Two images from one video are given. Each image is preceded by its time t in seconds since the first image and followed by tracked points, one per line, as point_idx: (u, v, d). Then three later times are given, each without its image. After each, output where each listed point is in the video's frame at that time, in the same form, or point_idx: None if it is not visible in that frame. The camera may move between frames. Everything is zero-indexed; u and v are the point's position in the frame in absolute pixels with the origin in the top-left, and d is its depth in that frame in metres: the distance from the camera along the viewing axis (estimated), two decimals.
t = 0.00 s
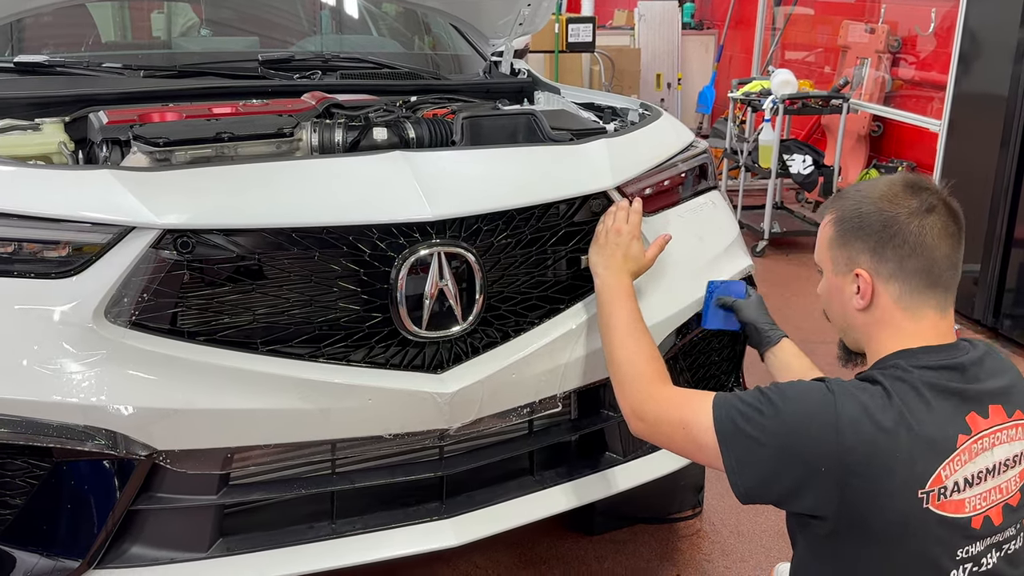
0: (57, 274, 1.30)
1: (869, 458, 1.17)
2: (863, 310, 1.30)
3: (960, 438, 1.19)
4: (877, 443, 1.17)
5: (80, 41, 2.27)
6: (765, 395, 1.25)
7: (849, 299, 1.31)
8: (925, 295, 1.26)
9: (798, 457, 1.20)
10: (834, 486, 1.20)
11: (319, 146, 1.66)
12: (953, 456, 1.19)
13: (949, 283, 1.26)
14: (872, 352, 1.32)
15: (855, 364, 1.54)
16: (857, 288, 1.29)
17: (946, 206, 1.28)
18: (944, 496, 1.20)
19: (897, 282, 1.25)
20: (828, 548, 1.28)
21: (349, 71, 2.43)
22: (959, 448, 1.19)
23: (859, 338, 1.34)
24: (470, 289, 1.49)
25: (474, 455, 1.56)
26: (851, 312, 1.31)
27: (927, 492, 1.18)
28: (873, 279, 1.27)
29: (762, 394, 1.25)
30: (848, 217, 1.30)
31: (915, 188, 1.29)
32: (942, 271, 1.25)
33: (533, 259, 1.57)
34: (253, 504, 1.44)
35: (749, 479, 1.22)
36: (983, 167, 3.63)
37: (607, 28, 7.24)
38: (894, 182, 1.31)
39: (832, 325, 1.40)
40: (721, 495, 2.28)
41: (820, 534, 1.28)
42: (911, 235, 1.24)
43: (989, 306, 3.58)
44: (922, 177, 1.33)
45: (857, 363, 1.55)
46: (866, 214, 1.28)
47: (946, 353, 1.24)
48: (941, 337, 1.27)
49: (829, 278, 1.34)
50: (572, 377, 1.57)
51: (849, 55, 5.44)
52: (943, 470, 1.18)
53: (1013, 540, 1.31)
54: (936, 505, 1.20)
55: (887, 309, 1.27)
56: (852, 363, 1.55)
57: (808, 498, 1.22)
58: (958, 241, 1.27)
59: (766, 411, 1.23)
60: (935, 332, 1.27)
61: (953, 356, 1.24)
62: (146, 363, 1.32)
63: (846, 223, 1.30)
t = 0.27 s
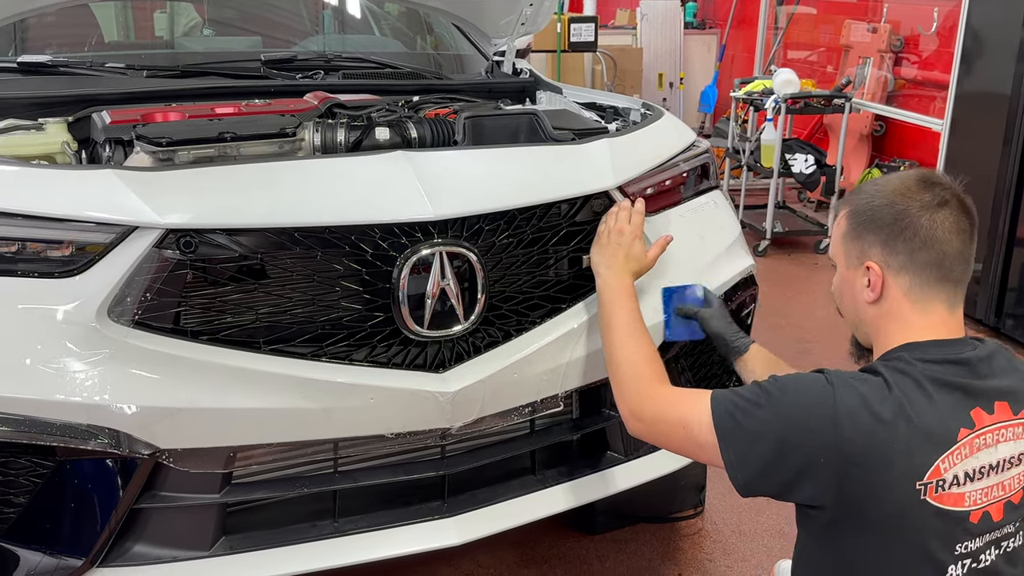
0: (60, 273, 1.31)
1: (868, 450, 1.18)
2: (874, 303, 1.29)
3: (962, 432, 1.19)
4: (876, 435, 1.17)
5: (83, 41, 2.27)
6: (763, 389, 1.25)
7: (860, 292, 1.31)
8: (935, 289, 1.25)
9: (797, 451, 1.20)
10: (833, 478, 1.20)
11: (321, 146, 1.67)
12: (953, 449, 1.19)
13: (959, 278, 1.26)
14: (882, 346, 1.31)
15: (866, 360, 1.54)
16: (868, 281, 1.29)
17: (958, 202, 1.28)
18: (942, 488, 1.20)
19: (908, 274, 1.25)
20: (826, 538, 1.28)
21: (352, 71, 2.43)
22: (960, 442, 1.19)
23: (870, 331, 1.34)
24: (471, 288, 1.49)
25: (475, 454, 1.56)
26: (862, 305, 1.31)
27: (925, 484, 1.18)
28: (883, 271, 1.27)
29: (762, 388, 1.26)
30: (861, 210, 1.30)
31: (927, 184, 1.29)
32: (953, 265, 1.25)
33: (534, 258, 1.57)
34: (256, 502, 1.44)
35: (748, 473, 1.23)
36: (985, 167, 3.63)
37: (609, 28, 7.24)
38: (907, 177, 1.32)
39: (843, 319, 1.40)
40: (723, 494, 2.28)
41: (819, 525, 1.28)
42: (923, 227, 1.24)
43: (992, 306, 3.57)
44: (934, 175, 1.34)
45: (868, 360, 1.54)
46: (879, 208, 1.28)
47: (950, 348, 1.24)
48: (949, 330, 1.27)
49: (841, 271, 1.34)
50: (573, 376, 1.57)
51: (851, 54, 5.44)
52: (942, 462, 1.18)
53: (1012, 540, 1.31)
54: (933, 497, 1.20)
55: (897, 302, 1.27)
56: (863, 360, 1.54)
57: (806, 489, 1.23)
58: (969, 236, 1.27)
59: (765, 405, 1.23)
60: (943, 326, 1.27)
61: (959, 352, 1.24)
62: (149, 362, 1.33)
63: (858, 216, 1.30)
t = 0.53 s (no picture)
0: (62, 272, 1.31)
1: (864, 450, 1.17)
2: (878, 303, 1.29)
3: (959, 435, 1.19)
4: (873, 435, 1.17)
5: (85, 41, 2.27)
6: (762, 387, 1.25)
7: (863, 292, 1.31)
8: (939, 287, 1.25)
9: (793, 449, 1.20)
10: (829, 477, 1.20)
11: (323, 146, 1.66)
12: (949, 451, 1.19)
13: (962, 276, 1.26)
14: (885, 346, 1.31)
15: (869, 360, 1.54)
16: (871, 280, 1.29)
17: (960, 200, 1.28)
18: (939, 491, 1.20)
19: (911, 273, 1.25)
20: (823, 537, 1.28)
21: (354, 71, 2.43)
22: (957, 444, 1.19)
23: (872, 332, 1.34)
24: (473, 288, 1.49)
25: (476, 453, 1.56)
26: (865, 305, 1.31)
27: (920, 485, 1.18)
28: (887, 270, 1.27)
29: (761, 387, 1.25)
30: (863, 210, 1.30)
31: (929, 182, 1.29)
32: (956, 263, 1.25)
33: (536, 258, 1.58)
34: (258, 501, 1.45)
35: (744, 471, 1.23)
36: (988, 167, 3.63)
37: (611, 27, 7.25)
38: (908, 176, 1.32)
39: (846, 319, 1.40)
40: (724, 494, 2.28)
41: (816, 523, 1.28)
42: (925, 226, 1.24)
43: (994, 306, 3.57)
44: (936, 172, 1.34)
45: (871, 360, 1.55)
46: (880, 207, 1.28)
47: (950, 348, 1.24)
48: (951, 331, 1.27)
49: (844, 271, 1.34)
50: (575, 376, 1.57)
51: (854, 54, 5.43)
52: (937, 464, 1.18)
53: (1011, 541, 1.31)
54: (929, 500, 1.19)
55: (901, 301, 1.27)
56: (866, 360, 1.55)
57: (802, 488, 1.23)
58: (972, 233, 1.27)
59: (762, 403, 1.23)
60: (946, 326, 1.27)
61: (959, 352, 1.23)
62: (151, 361, 1.33)
63: (860, 216, 1.30)
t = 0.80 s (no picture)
0: (49, 270, 1.27)
1: (877, 455, 1.12)
2: (883, 302, 1.24)
3: (975, 438, 1.14)
4: (885, 439, 1.12)
5: (73, 31, 2.24)
6: (770, 390, 1.20)
7: (868, 291, 1.26)
8: (945, 285, 1.20)
9: (804, 455, 1.15)
10: (840, 483, 1.15)
11: (318, 139, 1.63)
12: (964, 455, 1.14)
13: (970, 274, 1.20)
14: (891, 347, 1.25)
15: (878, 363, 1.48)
16: (875, 279, 1.24)
17: (968, 195, 1.22)
18: (953, 496, 1.15)
19: (915, 271, 1.20)
20: (834, 546, 1.23)
21: (350, 62, 2.39)
22: (971, 447, 1.14)
23: (879, 333, 1.28)
24: (473, 286, 1.45)
25: (476, 457, 1.52)
26: (870, 305, 1.26)
27: (935, 490, 1.13)
28: (891, 268, 1.21)
29: (768, 389, 1.20)
30: (865, 207, 1.26)
31: (935, 177, 1.24)
32: (963, 260, 1.19)
33: (538, 255, 1.53)
34: (251, 506, 1.40)
35: (752, 478, 1.18)
36: (1006, 161, 3.56)
37: (617, 20, 7.18)
38: (914, 172, 1.27)
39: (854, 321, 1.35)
40: (732, 499, 2.23)
41: (827, 531, 1.23)
42: (929, 221, 1.19)
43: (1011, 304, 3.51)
44: (945, 168, 1.28)
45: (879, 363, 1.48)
46: (882, 203, 1.23)
47: (961, 348, 1.19)
48: (960, 330, 1.21)
49: (849, 270, 1.29)
50: (578, 377, 1.53)
51: (867, 45, 5.35)
52: (952, 468, 1.13)
53: None
54: (943, 505, 1.14)
55: (907, 300, 1.21)
56: (875, 363, 1.49)
57: (812, 495, 1.18)
58: (980, 230, 1.21)
59: (771, 406, 1.18)
60: (955, 325, 1.21)
61: (971, 352, 1.18)
62: (141, 361, 1.29)
63: (863, 213, 1.25)
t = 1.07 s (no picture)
0: (21, 268, 1.19)
1: (899, 461, 1.04)
2: (908, 302, 1.14)
3: (1003, 444, 1.05)
4: (908, 443, 1.04)
5: (45, 15, 2.13)
6: (785, 392, 1.11)
7: (891, 289, 1.16)
8: (975, 285, 1.10)
9: (820, 461, 1.07)
10: (859, 491, 1.07)
11: (307, 130, 1.52)
12: (993, 462, 1.05)
13: (1002, 274, 1.11)
14: (915, 349, 1.15)
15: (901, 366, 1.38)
16: (900, 276, 1.14)
17: (1001, 190, 1.13)
18: (981, 506, 1.06)
19: (943, 269, 1.10)
20: (852, 561, 1.14)
21: (339, 48, 2.29)
22: (1000, 455, 1.05)
23: (902, 335, 1.18)
24: (472, 285, 1.36)
25: (474, 467, 1.44)
26: (893, 304, 1.16)
27: (961, 499, 1.05)
28: (917, 265, 1.12)
29: (782, 392, 1.12)
30: (891, 200, 1.16)
31: (965, 170, 1.15)
32: (994, 258, 1.10)
33: (541, 253, 1.44)
34: (235, 519, 1.33)
35: (767, 486, 1.10)
36: None
37: (628, 6, 7.05)
38: (942, 164, 1.18)
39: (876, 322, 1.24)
40: (747, 513, 2.14)
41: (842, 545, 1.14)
42: (959, 216, 1.09)
43: None
44: (975, 161, 1.19)
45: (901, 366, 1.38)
46: (909, 196, 1.14)
47: (991, 351, 1.09)
48: (989, 333, 1.11)
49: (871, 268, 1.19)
50: (582, 382, 1.44)
51: (889, 31, 5.20)
52: (980, 476, 1.04)
53: None
54: (970, 515, 1.06)
55: (933, 299, 1.12)
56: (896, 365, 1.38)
57: (830, 503, 1.09)
58: (1012, 227, 1.12)
59: (786, 410, 1.10)
60: (984, 327, 1.11)
61: (1001, 356, 1.09)
62: (119, 365, 1.21)
63: (888, 207, 1.16)
